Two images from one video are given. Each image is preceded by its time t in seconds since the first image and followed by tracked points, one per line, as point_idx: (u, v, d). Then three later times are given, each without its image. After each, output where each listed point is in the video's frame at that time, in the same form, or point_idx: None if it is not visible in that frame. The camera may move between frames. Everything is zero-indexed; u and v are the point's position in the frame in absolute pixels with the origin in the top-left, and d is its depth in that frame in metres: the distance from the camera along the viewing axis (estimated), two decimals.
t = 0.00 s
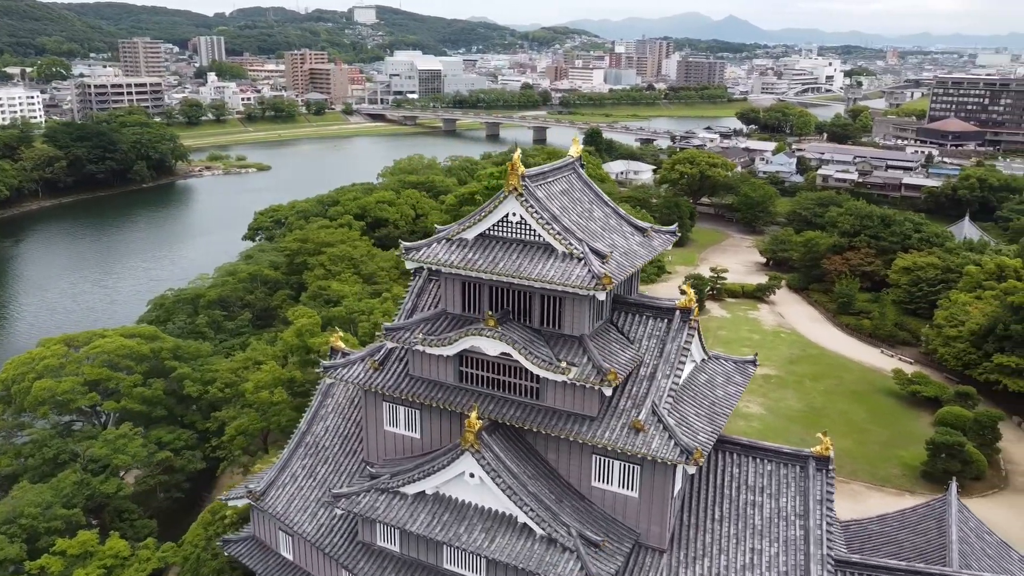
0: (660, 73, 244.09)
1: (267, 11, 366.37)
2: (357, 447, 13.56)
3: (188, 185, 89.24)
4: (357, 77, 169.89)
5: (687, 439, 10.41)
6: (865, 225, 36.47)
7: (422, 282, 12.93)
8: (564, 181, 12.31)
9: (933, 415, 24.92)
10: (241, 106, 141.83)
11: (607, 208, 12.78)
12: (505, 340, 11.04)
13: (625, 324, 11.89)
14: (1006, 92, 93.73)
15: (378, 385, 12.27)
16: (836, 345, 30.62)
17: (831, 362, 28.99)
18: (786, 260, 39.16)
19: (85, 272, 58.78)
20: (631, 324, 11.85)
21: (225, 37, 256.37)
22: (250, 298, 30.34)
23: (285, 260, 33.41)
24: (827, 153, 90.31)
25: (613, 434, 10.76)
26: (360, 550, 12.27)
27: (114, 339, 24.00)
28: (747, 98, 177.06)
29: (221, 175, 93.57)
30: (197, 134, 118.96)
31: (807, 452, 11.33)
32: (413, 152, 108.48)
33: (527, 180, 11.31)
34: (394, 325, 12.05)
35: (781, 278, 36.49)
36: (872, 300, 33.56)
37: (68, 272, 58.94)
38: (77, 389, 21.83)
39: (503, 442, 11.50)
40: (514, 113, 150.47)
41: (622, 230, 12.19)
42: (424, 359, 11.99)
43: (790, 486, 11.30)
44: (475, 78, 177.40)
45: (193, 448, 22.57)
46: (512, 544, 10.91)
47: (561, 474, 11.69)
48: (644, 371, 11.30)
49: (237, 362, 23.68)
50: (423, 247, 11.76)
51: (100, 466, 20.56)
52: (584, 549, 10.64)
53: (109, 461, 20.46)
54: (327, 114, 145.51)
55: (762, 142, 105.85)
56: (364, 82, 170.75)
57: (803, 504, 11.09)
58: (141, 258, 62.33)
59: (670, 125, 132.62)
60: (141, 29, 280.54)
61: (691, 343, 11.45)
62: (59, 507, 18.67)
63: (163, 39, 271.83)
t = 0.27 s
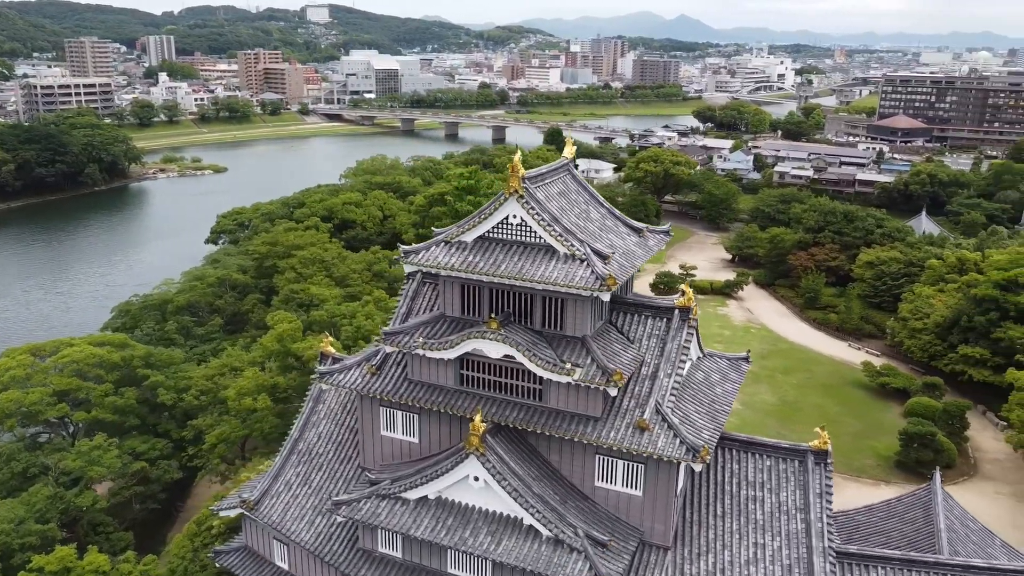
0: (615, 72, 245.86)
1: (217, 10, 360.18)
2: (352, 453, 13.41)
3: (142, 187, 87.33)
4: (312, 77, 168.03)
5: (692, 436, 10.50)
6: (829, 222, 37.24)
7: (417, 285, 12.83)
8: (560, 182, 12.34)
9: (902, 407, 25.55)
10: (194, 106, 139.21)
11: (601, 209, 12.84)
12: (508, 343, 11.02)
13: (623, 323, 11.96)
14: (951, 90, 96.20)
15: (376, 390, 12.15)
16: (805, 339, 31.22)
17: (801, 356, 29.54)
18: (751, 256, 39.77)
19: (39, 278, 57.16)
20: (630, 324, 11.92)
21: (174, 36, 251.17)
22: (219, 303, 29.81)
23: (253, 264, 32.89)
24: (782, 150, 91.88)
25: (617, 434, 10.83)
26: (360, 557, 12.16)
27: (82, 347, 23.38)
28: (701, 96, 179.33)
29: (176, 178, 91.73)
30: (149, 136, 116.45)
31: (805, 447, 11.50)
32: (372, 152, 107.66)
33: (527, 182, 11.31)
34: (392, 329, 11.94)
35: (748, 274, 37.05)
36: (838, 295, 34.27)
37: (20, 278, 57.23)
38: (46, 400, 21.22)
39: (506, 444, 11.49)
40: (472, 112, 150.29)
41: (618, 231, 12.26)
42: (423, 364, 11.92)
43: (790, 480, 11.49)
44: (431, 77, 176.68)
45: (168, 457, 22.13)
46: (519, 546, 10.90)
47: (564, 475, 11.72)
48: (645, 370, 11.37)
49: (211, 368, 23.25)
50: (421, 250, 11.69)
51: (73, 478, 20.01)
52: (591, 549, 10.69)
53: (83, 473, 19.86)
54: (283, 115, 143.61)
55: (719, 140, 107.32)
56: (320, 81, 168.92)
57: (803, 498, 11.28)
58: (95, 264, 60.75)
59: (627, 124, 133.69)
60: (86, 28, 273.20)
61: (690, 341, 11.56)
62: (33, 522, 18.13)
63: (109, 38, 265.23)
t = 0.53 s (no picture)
0: (568, 71, 247.00)
1: (162, 8, 352.15)
2: (345, 459, 13.25)
3: (91, 191, 85.02)
4: (263, 76, 165.50)
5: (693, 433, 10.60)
6: (790, 218, 37.98)
7: (408, 289, 12.72)
8: (553, 183, 12.35)
9: (869, 398, 26.19)
10: (141, 108, 136.02)
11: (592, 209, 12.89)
12: (509, 345, 11.00)
13: (620, 322, 12.03)
14: (896, 88, 98.37)
15: (373, 394, 12.02)
16: (771, 333, 31.79)
17: (769, 350, 30.06)
18: (715, 253, 40.34)
19: None
20: (627, 323, 12.00)
21: (118, 34, 244.79)
22: (184, 309, 29.18)
23: (218, 268, 32.28)
24: (736, 148, 93.31)
25: (620, 432, 10.89)
26: (360, 564, 12.03)
27: (45, 357, 22.64)
28: (654, 95, 181.18)
29: (126, 181, 89.51)
30: (96, 138, 113.45)
31: (800, 440, 11.71)
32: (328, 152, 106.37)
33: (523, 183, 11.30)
34: (389, 333, 11.82)
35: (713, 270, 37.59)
36: (801, 289, 34.97)
37: None
38: (11, 413, 20.50)
39: (506, 445, 11.49)
40: (427, 112, 149.57)
41: (611, 231, 12.34)
42: (420, 367, 11.83)
43: (786, 473, 11.69)
44: (385, 77, 175.40)
45: (140, 468, 21.61)
46: (523, 548, 10.89)
47: (564, 475, 11.74)
48: (644, 368, 11.45)
49: (182, 376, 22.75)
50: (418, 253, 11.61)
51: (43, 492, 19.39)
52: (596, 548, 10.73)
53: (52, 487, 19.23)
54: (234, 115, 141.13)
55: (673, 138, 108.60)
56: (271, 81, 166.44)
57: (799, 491, 11.48)
58: (46, 270, 58.98)
59: (582, 123, 134.31)
60: (24, 26, 264.63)
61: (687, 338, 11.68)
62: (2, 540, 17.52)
63: (48, 37, 257.37)
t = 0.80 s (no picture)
0: (522, 71, 247.36)
1: (104, 8, 342.98)
2: (339, 465, 13.08)
3: (37, 197, 82.40)
4: (213, 77, 162.35)
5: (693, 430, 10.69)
6: (752, 215, 38.63)
7: (401, 291, 12.60)
8: (546, 183, 12.36)
9: (837, 390, 26.78)
10: (87, 110, 132.33)
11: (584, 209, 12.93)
12: (510, 346, 10.98)
13: (616, 321, 12.09)
14: (844, 87, 100.49)
15: (368, 399, 11.89)
16: (738, 328, 32.30)
17: (737, 346, 30.54)
18: (680, 251, 40.84)
19: None
20: (623, 322, 12.06)
21: (58, 35, 237.54)
22: (149, 316, 28.48)
23: (182, 273, 31.59)
24: (691, 147, 94.50)
25: (622, 431, 10.94)
26: (359, 570, 11.90)
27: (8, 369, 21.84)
28: (607, 95, 182.46)
29: (74, 186, 86.98)
30: (40, 142, 110.03)
31: (794, 434, 11.91)
32: (282, 155, 104.74)
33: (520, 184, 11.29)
34: (385, 337, 11.69)
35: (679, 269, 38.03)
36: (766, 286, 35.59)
37: None
38: None
39: (508, 446, 11.48)
40: (381, 113, 148.35)
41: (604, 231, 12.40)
42: (417, 370, 11.74)
43: (781, 467, 11.89)
44: (338, 78, 173.50)
45: (111, 480, 21.07)
46: (527, 549, 10.88)
47: (564, 475, 11.77)
48: (641, 366, 11.53)
49: (152, 384, 22.20)
50: (414, 256, 11.52)
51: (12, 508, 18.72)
52: (601, 546, 10.77)
53: (22, 504, 18.59)
54: (184, 118, 138.19)
55: (629, 138, 109.51)
56: (221, 83, 163.38)
57: (795, 483, 11.68)
58: None
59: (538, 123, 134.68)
60: None
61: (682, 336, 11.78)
62: None
63: None
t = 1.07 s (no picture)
0: (475, 72, 247.13)
1: (43, 8, 332.98)
2: (333, 471, 12.91)
3: None
4: (161, 79, 158.83)
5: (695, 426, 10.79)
6: (717, 213, 39.14)
7: (394, 294, 12.48)
8: (539, 184, 12.37)
9: (807, 383, 27.31)
10: (30, 113, 128.27)
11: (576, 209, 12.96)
12: (512, 348, 10.96)
13: (612, 320, 12.16)
14: (793, 87, 102.56)
15: (366, 404, 11.75)
16: (707, 325, 32.72)
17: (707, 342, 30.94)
18: (645, 250, 41.22)
19: None
20: (619, 322, 12.13)
21: None
22: (113, 324, 27.74)
23: (145, 280, 30.84)
24: (648, 146, 95.44)
25: (624, 430, 11.00)
26: None
27: None
28: (561, 96, 183.28)
29: (19, 191, 84.25)
30: None
31: (788, 428, 12.14)
32: (236, 158, 102.97)
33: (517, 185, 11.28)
34: (382, 341, 11.56)
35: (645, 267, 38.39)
36: (732, 282, 36.12)
37: None
38: None
39: (509, 448, 11.47)
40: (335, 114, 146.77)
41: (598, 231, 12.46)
42: (416, 373, 11.66)
43: (777, 461, 12.09)
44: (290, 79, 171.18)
45: (82, 494, 20.48)
46: (532, 550, 10.88)
47: (565, 475, 11.79)
48: (640, 365, 11.60)
49: (121, 394, 21.60)
50: (412, 258, 11.43)
51: None
52: (605, 545, 10.82)
53: None
54: (133, 120, 134.93)
55: (586, 138, 110.15)
56: (170, 84, 159.92)
57: (791, 477, 11.89)
58: None
59: (494, 124, 134.69)
60: None
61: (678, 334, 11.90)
62: None
63: None
